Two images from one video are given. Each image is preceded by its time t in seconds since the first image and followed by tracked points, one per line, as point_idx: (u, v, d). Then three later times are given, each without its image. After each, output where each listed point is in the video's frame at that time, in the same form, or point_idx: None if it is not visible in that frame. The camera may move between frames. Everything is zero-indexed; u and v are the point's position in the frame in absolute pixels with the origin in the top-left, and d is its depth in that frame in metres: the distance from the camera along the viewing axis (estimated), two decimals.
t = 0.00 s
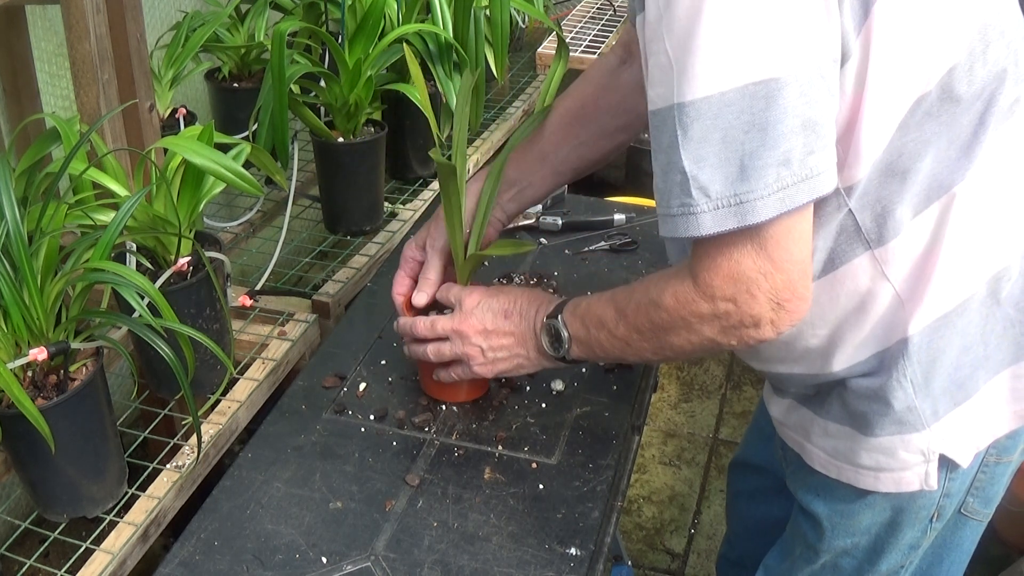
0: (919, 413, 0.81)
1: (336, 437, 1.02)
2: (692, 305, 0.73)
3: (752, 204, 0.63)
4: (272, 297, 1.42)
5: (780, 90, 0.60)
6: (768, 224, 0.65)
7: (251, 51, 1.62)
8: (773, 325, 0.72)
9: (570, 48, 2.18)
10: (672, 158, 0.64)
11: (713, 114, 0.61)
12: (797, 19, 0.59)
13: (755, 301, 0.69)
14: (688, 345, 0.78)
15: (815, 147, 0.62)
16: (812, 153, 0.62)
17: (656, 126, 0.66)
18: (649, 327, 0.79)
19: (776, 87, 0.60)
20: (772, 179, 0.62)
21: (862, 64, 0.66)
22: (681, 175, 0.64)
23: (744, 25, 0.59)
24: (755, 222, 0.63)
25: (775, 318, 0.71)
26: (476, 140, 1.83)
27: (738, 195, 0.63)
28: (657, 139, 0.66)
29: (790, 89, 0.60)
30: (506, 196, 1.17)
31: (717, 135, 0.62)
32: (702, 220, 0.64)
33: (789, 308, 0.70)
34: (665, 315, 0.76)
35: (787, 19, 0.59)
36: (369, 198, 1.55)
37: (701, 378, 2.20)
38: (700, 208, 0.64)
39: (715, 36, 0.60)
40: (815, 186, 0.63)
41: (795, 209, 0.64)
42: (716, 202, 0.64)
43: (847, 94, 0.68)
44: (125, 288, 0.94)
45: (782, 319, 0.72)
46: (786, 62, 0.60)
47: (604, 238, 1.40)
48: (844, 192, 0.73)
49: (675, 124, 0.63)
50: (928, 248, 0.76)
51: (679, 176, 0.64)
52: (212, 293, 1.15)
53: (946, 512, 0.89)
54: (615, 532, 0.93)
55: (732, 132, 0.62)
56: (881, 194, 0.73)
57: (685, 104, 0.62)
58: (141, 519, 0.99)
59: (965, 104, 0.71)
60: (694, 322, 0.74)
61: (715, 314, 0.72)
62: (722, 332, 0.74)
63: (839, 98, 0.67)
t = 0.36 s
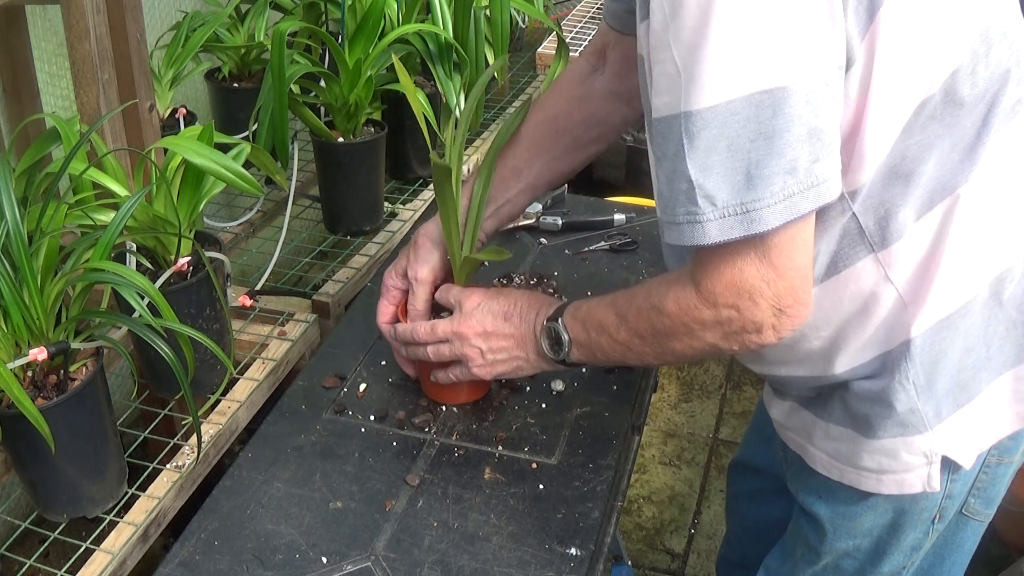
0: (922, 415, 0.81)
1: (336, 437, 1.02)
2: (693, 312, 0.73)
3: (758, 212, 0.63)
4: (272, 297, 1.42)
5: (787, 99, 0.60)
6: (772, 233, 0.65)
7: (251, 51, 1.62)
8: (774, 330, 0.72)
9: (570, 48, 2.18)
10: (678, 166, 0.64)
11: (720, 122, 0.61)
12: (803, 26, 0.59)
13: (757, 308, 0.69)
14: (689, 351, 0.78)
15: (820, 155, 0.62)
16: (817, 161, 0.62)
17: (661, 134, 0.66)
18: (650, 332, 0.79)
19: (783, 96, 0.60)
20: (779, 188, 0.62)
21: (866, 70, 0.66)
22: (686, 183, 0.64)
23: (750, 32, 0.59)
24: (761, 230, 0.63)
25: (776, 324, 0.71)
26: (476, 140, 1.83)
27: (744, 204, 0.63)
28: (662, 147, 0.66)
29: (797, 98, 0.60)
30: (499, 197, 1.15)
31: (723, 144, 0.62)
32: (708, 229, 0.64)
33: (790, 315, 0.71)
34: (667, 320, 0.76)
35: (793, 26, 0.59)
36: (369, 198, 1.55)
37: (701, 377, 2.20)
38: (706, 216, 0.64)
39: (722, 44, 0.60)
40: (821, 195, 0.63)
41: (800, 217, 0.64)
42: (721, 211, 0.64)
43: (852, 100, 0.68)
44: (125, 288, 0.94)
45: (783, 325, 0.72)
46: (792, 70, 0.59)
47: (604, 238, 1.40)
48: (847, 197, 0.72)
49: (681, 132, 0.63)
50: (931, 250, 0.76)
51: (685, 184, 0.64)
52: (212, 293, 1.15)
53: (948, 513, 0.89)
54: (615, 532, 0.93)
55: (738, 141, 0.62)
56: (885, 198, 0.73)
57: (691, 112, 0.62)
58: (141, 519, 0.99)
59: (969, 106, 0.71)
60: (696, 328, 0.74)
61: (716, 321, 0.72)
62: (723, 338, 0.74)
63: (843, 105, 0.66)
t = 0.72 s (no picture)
0: (923, 418, 0.81)
1: (336, 437, 1.02)
2: (691, 315, 0.73)
3: (763, 216, 0.63)
4: (272, 297, 1.42)
5: (791, 103, 0.60)
6: (774, 238, 0.65)
7: (251, 51, 1.62)
8: (773, 334, 0.72)
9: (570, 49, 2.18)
10: (682, 170, 0.64)
11: (725, 126, 0.61)
12: (808, 28, 0.59)
13: (755, 312, 0.69)
14: (687, 354, 0.78)
15: (825, 159, 0.62)
16: (821, 165, 0.62)
17: (665, 136, 0.66)
18: (649, 334, 0.79)
19: (787, 99, 0.60)
20: (783, 192, 0.62)
21: (870, 71, 0.66)
22: (691, 187, 0.64)
23: (754, 35, 0.59)
24: (765, 234, 0.64)
25: (774, 328, 0.71)
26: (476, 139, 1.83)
27: (748, 208, 0.63)
28: (665, 150, 0.66)
29: (802, 101, 0.60)
30: (497, 197, 1.15)
31: (728, 148, 0.62)
32: (713, 233, 0.64)
33: (788, 318, 0.71)
34: (666, 323, 0.76)
35: (797, 29, 0.59)
36: (369, 198, 1.55)
37: (701, 377, 2.20)
38: (710, 220, 0.64)
39: (727, 46, 0.60)
40: (825, 198, 0.63)
41: (804, 221, 0.64)
42: (726, 215, 0.64)
43: (856, 103, 0.68)
44: (125, 288, 0.94)
45: (781, 328, 0.72)
46: (797, 74, 0.59)
47: (604, 238, 1.40)
48: (851, 200, 0.72)
49: (686, 136, 0.63)
50: (933, 253, 0.76)
51: (689, 188, 0.64)
52: (212, 293, 1.15)
53: (949, 515, 0.89)
54: (615, 532, 0.93)
55: (742, 144, 0.62)
56: (889, 200, 0.73)
57: (696, 116, 0.62)
58: (141, 519, 0.99)
59: (972, 109, 0.72)
60: (694, 332, 0.74)
61: (715, 324, 0.72)
62: (722, 341, 0.74)
63: (847, 108, 0.66)
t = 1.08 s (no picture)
0: (923, 417, 0.81)
1: (336, 437, 1.02)
2: (692, 314, 0.73)
3: (763, 215, 0.63)
4: (272, 297, 1.42)
5: (793, 101, 0.60)
6: (774, 237, 0.65)
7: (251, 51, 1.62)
8: (773, 332, 0.72)
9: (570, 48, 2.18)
10: (682, 168, 0.64)
11: (726, 124, 0.61)
12: (810, 26, 0.59)
13: (756, 310, 0.69)
14: (688, 352, 0.78)
15: (825, 157, 0.62)
16: (822, 164, 0.62)
17: (665, 135, 0.66)
18: (649, 333, 0.79)
19: (788, 98, 0.60)
20: (784, 190, 0.62)
21: (870, 70, 0.66)
22: (691, 185, 0.64)
23: (756, 33, 0.59)
24: (765, 233, 0.64)
25: (775, 326, 0.71)
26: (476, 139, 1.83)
27: (749, 206, 0.63)
28: (666, 148, 0.66)
29: (803, 100, 0.60)
30: (497, 196, 1.15)
31: (728, 145, 0.62)
32: (712, 231, 0.64)
33: (789, 316, 0.71)
34: (666, 322, 0.76)
35: (799, 28, 0.59)
36: (369, 198, 1.55)
37: (701, 377, 2.20)
38: (710, 218, 0.64)
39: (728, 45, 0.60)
40: (825, 197, 0.63)
41: (804, 220, 0.64)
42: (726, 213, 0.64)
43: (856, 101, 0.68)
44: (125, 288, 0.94)
45: (781, 327, 0.72)
46: (798, 73, 0.60)
47: (604, 238, 1.40)
48: (852, 198, 0.72)
49: (686, 134, 0.63)
50: (933, 251, 0.76)
51: (689, 186, 0.64)
52: (212, 293, 1.15)
53: (948, 515, 0.89)
54: (615, 532, 0.93)
55: (743, 143, 0.62)
56: (888, 198, 0.73)
57: (697, 114, 0.62)
58: (141, 519, 0.99)
59: (974, 107, 0.72)
60: (695, 330, 0.74)
61: (715, 323, 0.72)
62: (722, 339, 0.74)
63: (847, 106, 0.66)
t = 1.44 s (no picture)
0: (924, 418, 0.81)
1: (336, 437, 1.02)
2: (693, 313, 0.73)
3: (768, 211, 0.63)
4: (272, 297, 1.42)
5: (798, 99, 0.60)
6: (778, 235, 0.65)
7: (251, 51, 1.62)
8: (773, 331, 0.72)
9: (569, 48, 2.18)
10: (687, 165, 0.64)
11: (731, 121, 0.61)
12: (816, 24, 0.59)
13: (756, 309, 0.69)
14: (688, 351, 0.78)
15: (830, 155, 0.63)
16: (826, 161, 0.63)
17: (670, 131, 0.66)
18: (650, 331, 0.79)
19: (794, 95, 0.60)
20: (789, 187, 0.62)
21: (875, 68, 0.66)
22: (696, 181, 0.64)
23: (763, 31, 0.59)
24: (770, 230, 0.64)
25: (776, 326, 0.71)
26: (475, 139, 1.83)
27: (754, 203, 0.63)
28: (670, 145, 0.66)
29: (808, 97, 0.60)
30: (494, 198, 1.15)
31: (734, 142, 0.62)
32: (717, 228, 0.64)
33: (789, 315, 0.71)
34: (667, 320, 0.76)
35: (806, 25, 0.59)
36: (369, 198, 1.55)
37: (701, 378, 2.20)
38: (715, 215, 0.64)
39: (735, 41, 0.60)
40: (829, 194, 0.64)
41: (809, 217, 0.64)
42: (731, 210, 0.64)
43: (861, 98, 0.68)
44: (125, 287, 0.94)
45: (782, 326, 0.72)
46: (804, 70, 0.59)
47: (604, 238, 1.40)
48: (855, 197, 0.72)
49: (692, 130, 0.63)
50: (935, 250, 0.76)
51: (694, 183, 0.64)
52: (212, 293, 1.15)
53: (949, 516, 0.89)
54: (615, 532, 0.93)
55: (748, 139, 0.62)
56: (892, 198, 0.73)
57: (703, 110, 0.62)
58: (141, 519, 0.99)
59: (976, 106, 0.71)
60: (696, 329, 0.74)
61: (716, 321, 0.72)
62: (723, 338, 0.74)
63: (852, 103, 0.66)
